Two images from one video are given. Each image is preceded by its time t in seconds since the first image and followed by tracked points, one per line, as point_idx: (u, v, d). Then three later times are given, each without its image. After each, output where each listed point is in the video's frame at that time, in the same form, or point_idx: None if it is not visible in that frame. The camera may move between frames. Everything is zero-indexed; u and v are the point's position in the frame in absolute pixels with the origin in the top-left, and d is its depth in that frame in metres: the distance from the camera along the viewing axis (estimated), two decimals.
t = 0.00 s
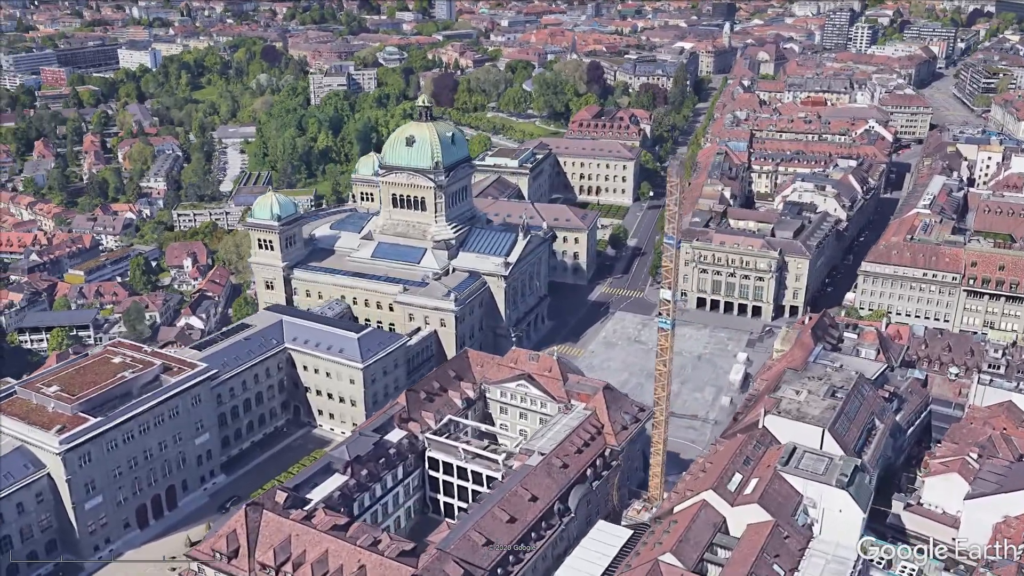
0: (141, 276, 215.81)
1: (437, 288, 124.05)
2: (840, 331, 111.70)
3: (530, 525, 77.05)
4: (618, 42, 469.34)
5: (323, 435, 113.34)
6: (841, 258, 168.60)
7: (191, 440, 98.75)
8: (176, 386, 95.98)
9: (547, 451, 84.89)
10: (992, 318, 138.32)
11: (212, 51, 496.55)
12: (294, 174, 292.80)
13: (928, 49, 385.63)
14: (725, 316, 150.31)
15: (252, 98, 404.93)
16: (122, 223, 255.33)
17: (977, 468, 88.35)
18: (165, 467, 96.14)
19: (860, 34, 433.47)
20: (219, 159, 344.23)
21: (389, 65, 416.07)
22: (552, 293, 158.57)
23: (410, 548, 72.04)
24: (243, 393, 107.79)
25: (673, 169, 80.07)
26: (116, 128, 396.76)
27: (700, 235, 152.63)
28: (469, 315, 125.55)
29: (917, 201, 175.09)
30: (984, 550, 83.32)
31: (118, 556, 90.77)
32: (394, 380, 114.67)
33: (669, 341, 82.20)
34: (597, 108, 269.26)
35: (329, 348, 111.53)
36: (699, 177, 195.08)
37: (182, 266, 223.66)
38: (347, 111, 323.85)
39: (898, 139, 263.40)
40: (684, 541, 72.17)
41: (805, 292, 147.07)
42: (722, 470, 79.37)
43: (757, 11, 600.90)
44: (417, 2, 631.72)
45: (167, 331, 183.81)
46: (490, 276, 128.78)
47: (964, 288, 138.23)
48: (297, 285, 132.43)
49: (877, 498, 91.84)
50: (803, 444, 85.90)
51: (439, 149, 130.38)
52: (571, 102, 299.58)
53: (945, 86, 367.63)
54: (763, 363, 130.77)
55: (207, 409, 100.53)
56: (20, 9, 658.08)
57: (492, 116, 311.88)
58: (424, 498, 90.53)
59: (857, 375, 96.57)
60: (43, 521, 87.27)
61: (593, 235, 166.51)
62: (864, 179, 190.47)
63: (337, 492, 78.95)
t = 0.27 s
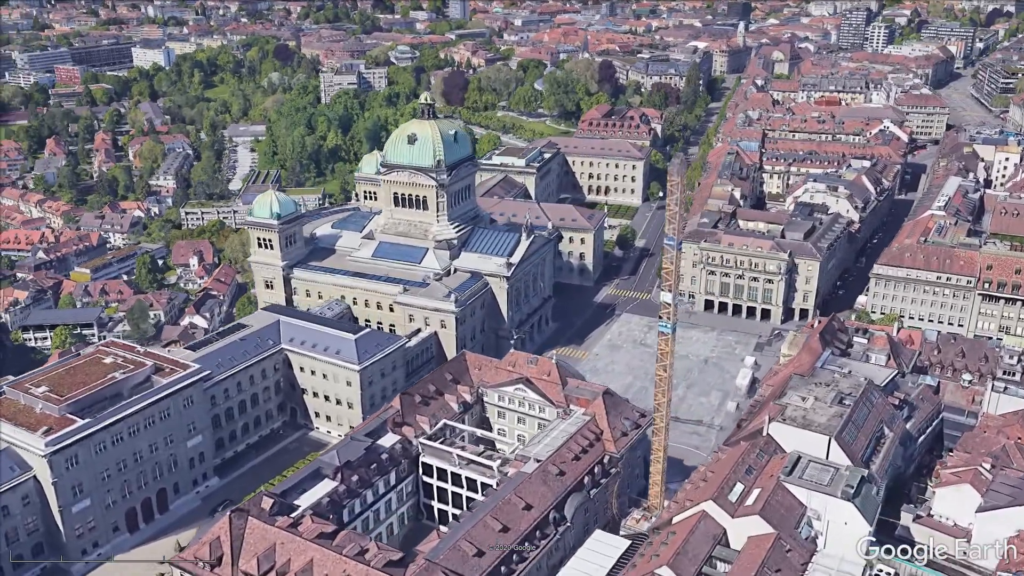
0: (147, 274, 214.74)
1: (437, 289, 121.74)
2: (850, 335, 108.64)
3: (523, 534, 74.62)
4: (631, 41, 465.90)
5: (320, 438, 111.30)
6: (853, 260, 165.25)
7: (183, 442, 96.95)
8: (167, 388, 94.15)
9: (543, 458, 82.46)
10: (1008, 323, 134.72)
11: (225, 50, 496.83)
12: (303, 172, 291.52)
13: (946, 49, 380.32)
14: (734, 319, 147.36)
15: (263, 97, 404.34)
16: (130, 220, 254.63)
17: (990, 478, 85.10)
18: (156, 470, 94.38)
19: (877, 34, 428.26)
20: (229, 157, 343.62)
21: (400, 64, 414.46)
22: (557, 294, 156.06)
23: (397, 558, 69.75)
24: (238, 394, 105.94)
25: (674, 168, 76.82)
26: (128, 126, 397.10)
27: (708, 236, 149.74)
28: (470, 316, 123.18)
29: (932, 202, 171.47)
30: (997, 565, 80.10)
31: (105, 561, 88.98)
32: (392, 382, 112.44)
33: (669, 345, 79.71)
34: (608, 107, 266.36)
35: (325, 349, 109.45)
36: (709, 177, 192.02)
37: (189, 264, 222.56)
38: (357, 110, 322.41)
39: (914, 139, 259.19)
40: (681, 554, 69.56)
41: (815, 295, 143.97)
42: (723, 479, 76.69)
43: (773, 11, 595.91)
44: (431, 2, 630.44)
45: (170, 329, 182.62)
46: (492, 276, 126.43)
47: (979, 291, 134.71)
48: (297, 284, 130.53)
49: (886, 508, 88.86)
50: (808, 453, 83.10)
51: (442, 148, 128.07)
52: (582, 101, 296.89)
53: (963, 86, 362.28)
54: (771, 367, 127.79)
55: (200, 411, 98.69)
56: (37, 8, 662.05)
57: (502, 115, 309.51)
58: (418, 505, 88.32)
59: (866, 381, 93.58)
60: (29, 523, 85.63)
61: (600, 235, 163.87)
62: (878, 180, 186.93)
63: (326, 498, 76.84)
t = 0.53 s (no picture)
0: (153, 272, 213.80)
1: (438, 290, 119.51)
2: (860, 340, 105.52)
3: (515, 545, 72.25)
4: (646, 40, 462.45)
5: (316, 441, 109.35)
6: (866, 263, 161.73)
7: (175, 444, 95.19)
8: (158, 389, 92.36)
9: (539, 466, 80.02)
10: None
11: (239, 48, 497.03)
12: (312, 171, 290.29)
13: (965, 49, 374.66)
14: (742, 322, 144.38)
15: (275, 95, 403.78)
16: (138, 219, 254.00)
17: (1003, 491, 81.94)
18: (146, 472, 92.65)
19: (894, 33, 422.62)
20: (240, 155, 343.06)
21: (413, 63, 412.84)
22: (563, 296, 153.52)
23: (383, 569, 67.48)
24: (232, 396, 104.14)
25: (674, 167, 73.86)
26: (141, 124, 397.39)
27: (717, 237, 146.74)
28: (471, 318, 120.83)
29: (947, 204, 167.67)
30: None
31: (93, 565, 87.24)
32: (390, 384, 110.23)
33: (669, 350, 77.15)
34: (619, 107, 263.49)
35: (322, 350, 107.34)
36: (720, 177, 188.84)
37: (195, 262, 221.47)
38: (367, 108, 320.94)
39: (931, 140, 254.72)
40: (678, 567, 66.97)
41: (826, 298, 140.88)
42: (723, 490, 74.05)
43: (790, 11, 590.33)
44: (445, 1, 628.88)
45: (174, 328, 181.46)
46: (494, 277, 124.07)
47: (995, 296, 131.11)
48: (297, 284, 128.63)
49: (895, 521, 85.87)
50: (813, 463, 80.28)
51: (444, 146, 125.80)
52: (594, 100, 294.04)
53: (982, 86, 356.64)
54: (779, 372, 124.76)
55: (192, 413, 96.92)
56: (55, 7, 665.67)
57: (513, 114, 307.04)
58: (411, 511, 86.10)
59: (875, 389, 90.52)
60: (14, 527, 83.97)
61: (607, 236, 161.19)
62: (893, 181, 183.23)
63: (314, 505, 74.73)
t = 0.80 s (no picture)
0: (159, 270, 212.81)
1: (438, 291, 117.35)
2: (869, 345, 102.52)
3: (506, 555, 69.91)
4: (660, 40, 458.72)
5: (312, 443, 107.34)
6: (879, 266, 158.36)
7: (166, 446, 93.46)
8: (149, 390, 90.68)
9: (534, 473, 77.64)
10: None
11: (252, 47, 497.24)
12: (322, 169, 289.08)
13: (984, 49, 369.15)
14: (751, 326, 141.49)
15: (288, 94, 403.08)
16: (146, 217, 253.43)
17: (1017, 503, 78.91)
18: (136, 475, 90.95)
19: (912, 33, 417.08)
20: (251, 154, 342.49)
21: (425, 62, 411.34)
22: (568, 297, 151.07)
23: None
24: (227, 397, 102.36)
25: (673, 165, 70.64)
26: (154, 122, 397.73)
27: (725, 238, 143.86)
28: (472, 319, 118.62)
29: (963, 206, 163.99)
30: None
31: (80, 569, 85.61)
32: (388, 387, 108.10)
33: (669, 355, 74.62)
34: (630, 106, 260.60)
35: (318, 351, 105.33)
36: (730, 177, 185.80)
37: (202, 261, 220.52)
38: (378, 107, 319.51)
39: (947, 141, 250.42)
40: None
41: (837, 301, 137.83)
42: (723, 501, 71.46)
43: (807, 11, 584.74)
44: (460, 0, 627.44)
45: (177, 327, 180.41)
46: (496, 278, 121.79)
47: (1011, 301, 127.58)
48: (297, 284, 126.84)
49: (903, 533, 82.96)
50: (818, 473, 77.59)
51: (446, 144, 123.67)
52: (605, 100, 291.29)
53: (1001, 87, 351.00)
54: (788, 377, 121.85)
55: (185, 414, 95.15)
56: (72, 5, 669.21)
57: (524, 113, 304.79)
58: (404, 518, 83.98)
59: (884, 396, 87.53)
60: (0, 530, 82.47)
61: (614, 237, 158.63)
62: (907, 182, 179.66)
63: (300, 511, 72.69)
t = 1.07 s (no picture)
0: (166, 269, 211.79)
1: (438, 291, 115.26)
2: (879, 351, 99.53)
3: (497, 566, 67.60)
4: (675, 39, 455.15)
5: (308, 446, 105.48)
6: (892, 269, 155.11)
7: (157, 448, 91.76)
8: (139, 391, 88.99)
9: (528, 480, 75.33)
10: None
11: (266, 46, 497.15)
12: (331, 168, 287.90)
13: (1004, 49, 363.54)
14: (760, 329, 138.59)
15: (300, 93, 402.34)
16: (155, 215, 252.87)
17: None
18: (126, 477, 89.31)
19: (931, 33, 411.44)
20: (262, 152, 341.86)
21: (438, 61, 409.63)
22: (574, 299, 148.71)
23: None
24: (221, 399, 100.64)
25: (672, 164, 67.25)
26: (166, 120, 397.95)
27: (734, 239, 141.01)
28: (473, 321, 116.46)
29: (980, 208, 160.40)
30: None
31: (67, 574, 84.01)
32: (385, 389, 106.05)
33: (667, 360, 72.10)
34: (642, 105, 257.62)
35: (315, 353, 103.33)
36: (742, 177, 182.80)
37: (209, 260, 219.49)
38: (389, 106, 318.01)
39: (965, 142, 246.16)
40: None
41: (848, 305, 134.76)
42: (722, 512, 68.99)
43: (825, 10, 578.99)
44: None
45: (181, 325, 179.24)
46: (498, 279, 119.60)
47: None
48: (297, 283, 125.12)
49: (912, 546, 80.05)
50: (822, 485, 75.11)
51: (448, 142, 121.58)
52: (617, 99, 288.57)
53: (1021, 88, 345.35)
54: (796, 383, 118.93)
55: (177, 416, 93.45)
56: (89, 4, 672.01)
57: (536, 112, 302.37)
58: (397, 525, 81.92)
59: (893, 403, 84.64)
60: None
61: (622, 237, 156.09)
62: (923, 184, 176.09)
63: (286, 518, 70.72)
